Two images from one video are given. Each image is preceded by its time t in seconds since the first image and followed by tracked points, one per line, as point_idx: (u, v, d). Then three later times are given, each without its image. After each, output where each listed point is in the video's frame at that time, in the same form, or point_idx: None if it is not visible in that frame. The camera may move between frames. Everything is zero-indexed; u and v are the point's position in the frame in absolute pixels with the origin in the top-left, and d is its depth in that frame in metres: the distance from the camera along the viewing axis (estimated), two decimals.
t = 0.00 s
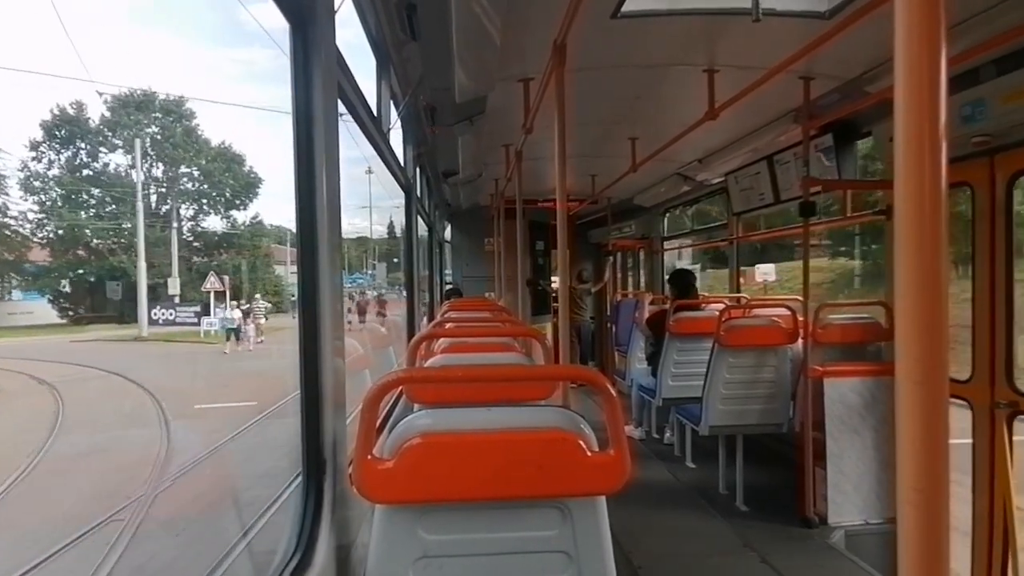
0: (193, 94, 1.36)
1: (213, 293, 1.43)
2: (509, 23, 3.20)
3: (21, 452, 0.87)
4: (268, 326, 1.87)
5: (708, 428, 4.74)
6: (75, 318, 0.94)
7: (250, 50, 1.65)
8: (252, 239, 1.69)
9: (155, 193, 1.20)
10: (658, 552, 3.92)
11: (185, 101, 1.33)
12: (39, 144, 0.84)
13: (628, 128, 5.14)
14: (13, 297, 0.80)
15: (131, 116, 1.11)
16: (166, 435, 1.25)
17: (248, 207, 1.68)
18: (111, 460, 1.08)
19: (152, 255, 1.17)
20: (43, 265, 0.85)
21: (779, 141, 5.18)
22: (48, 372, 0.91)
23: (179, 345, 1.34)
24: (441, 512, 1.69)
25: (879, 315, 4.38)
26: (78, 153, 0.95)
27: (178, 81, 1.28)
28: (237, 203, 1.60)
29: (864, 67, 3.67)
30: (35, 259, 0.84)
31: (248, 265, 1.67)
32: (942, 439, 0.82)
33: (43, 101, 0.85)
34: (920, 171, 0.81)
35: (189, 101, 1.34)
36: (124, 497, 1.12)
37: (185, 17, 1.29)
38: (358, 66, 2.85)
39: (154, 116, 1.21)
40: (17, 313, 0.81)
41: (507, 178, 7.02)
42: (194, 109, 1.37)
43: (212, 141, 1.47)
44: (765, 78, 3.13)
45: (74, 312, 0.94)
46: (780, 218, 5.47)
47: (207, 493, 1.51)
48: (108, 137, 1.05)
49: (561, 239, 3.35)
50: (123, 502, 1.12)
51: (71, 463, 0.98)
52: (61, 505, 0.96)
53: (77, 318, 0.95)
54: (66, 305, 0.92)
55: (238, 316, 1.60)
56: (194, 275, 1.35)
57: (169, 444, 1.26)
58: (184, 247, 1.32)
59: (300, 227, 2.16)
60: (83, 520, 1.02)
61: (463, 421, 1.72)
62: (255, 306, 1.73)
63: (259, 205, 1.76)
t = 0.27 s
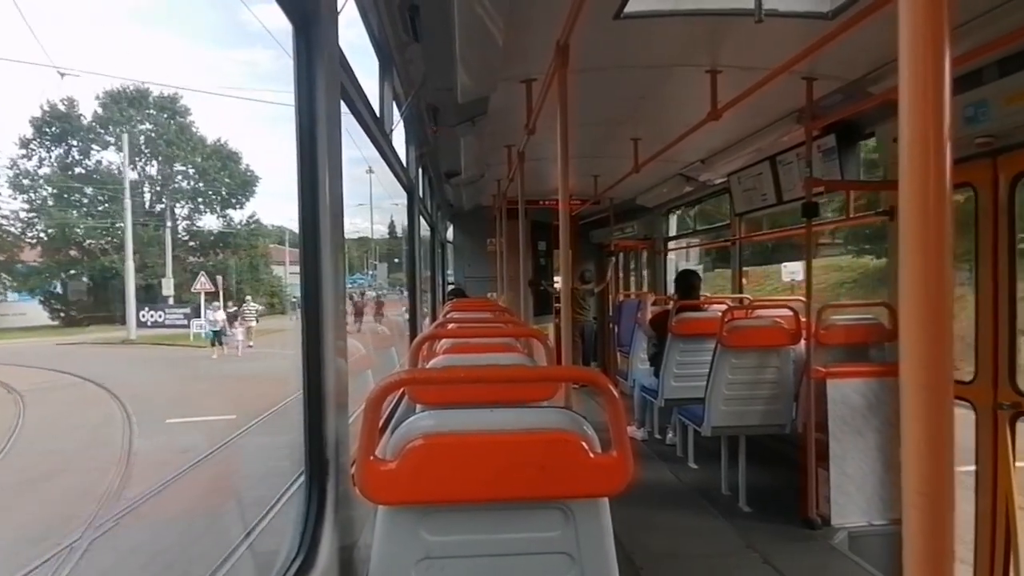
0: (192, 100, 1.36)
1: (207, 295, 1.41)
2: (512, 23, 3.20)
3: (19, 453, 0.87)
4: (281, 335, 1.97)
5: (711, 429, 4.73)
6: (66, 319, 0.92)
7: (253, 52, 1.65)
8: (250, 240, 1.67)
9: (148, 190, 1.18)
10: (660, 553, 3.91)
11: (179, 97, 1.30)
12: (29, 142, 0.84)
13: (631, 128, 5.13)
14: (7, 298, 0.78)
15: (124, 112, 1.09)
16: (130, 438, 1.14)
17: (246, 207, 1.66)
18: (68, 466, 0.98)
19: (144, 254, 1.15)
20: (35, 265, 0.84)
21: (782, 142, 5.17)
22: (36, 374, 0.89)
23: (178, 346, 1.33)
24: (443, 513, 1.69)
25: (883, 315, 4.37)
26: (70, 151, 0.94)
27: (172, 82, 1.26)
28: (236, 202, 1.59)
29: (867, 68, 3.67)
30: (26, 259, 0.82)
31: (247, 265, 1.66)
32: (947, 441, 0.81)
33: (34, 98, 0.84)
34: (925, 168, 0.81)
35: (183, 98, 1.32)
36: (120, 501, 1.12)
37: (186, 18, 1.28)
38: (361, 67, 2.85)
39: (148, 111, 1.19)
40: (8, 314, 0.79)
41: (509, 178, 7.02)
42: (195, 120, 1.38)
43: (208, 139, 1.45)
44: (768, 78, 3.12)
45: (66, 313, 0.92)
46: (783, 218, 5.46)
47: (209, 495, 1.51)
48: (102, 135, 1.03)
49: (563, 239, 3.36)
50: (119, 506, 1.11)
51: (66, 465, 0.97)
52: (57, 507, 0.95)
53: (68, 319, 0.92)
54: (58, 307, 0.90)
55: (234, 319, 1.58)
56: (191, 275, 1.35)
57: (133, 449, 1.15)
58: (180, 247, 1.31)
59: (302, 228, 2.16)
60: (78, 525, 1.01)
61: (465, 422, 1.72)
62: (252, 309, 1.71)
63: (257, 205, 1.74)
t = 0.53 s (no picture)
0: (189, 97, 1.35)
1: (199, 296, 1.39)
2: (513, 24, 3.20)
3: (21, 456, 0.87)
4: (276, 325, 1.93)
5: (712, 428, 4.73)
6: (59, 321, 0.91)
7: (253, 53, 1.65)
8: (245, 239, 1.64)
9: (138, 188, 1.17)
10: (663, 553, 3.91)
11: (173, 93, 1.29)
12: (19, 139, 0.82)
13: (632, 128, 5.13)
14: None
15: (117, 108, 1.07)
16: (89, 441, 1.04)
17: (241, 205, 1.64)
18: (40, 472, 0.91)
19: (138, 254, 1.14)
20: (25, 265, 0.83)
21: (783, 141, 5.16)
22: (40, 378, 0.90)
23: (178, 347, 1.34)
24: (443, 513, 1.69)
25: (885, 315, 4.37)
26: (62, 148, 0.92)
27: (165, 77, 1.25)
28: (234, 201, 1.59)
29: (869, 67, 3.66)
30: (17, 260, 0.81)
31: (245, 265, 1.66)
32: (944, 442, 0.81)
33: (24, 94, 0.83)
34: (921, 167, 0.81)
35: (178, 94, 1.30)
36: (120, 503, 1.12)
37: (187, 19, 1.28)
38: (361, 68, 2.86)
39: (140, 108, 1.17)
40: None
41: (511, 179, 7.01)
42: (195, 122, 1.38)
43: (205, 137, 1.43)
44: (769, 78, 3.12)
45: (58, 314, 0.91)
46: (784, 218, 5.45)
47: (209, 495, 1.51)
48: (95, 132, 1.01)
49: (563, 239, 3.31)
50: (120, 508, 1.12)
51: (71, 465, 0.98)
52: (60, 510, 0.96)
53: (62, 320, 0.91)
54: (48, 308, 0.89)
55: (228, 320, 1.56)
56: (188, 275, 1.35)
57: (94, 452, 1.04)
58: (173, 246, 1.30)
59: (302, 230, 2.16)
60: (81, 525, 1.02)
61: (465, 423, 1.72)
62: (248, 309, 1.70)
63: (253, 204, 1.71)
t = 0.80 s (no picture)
0: (188, 99, 1.33)
1: (191, 300, 1.31)
2: (514, 22, 3.19)
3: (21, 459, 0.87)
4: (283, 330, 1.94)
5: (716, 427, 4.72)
6: (50, 322, 0.88)
7: (255, 51, 1.65)
8: (241, 237, 1.58)
9: (132, 185, 1.13)
10: (666, 552, 3.90)
11: (166, 87, 1.24)
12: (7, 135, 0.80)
13: (634, 126, 5.13)
14: None
15: (109, 103, 1.04)
16: (43, 444, 0.90)
17: (237, 203, 1.57)
18: None
19: (126, 252, 1.10)
20: (12, 265, 0.80)
21: (785, 139, 5.15)
22: (39, 380, 0.89)
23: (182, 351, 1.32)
24: (446, 512, 1.68)
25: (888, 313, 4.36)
26: (54, 145, 0.89)
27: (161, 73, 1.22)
28: (238, 200, 1.58)
29: (872, 64, 3.65)
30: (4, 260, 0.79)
31: (246, 265, 1.65)
32: (950, 438, 0.81)
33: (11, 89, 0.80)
34: (927, 162, 0.80)
35: (172, 89, 1.27)
36: (120, 504, 1.12)
37: (188, 19, 1.28)
38: (363, 67, 2.86)
39: (133, 103, 1.13)
40: None
41: (513, 178, 7.01)
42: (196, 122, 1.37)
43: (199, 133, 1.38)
44: (771, 75, 3.11)
45: (49, 315, 0.88)
46: (787, 216, 5.44)
47: (212, 494, 1.51)
48: (86, 127, 0.98)
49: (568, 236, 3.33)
50: (121, 508, 1.12)
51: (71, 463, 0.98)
52: (62, 511, 0.95)
53: (52, 322, 0.88)
54: (39, 310, 0.87)
55: (223, 324, 1.49)
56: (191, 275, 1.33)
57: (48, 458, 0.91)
58: (168, 245, 1.25)
59: (304, 229, 2.16)
60: (81, 527, 1.01)
61: (468, 421, 1.71)
62: (250, 313, 1.66)
63: (250, 201, 1.66)
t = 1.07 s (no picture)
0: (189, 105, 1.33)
1: (179, 297, 1.27)
2: (517, 23, 3.20)
3: (22, 460, 0.87)
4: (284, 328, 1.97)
5: (719, 427, 4.73)
6: (42, 324, 0.85)
7: (257, 54, 1.65)
8: (232, 236, 1.54)
9: (129, 184, 1.10)
10: (669, 552, 3.90)
11: (161, 83, 1.22)
12: None
13: (637, 126, 5.13)
14: None
15: (102, 99, 1.02)
16: None
17: (232, 202, 1.55)
18: None
19: (125, 252, 1.06)
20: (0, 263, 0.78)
21: (788, 139, 5.14)
22: (41, 383, 0.88)
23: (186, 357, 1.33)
24: (449, 512, 1.69)
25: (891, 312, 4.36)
26: (45, 142, 0.87)
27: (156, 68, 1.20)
28: (238, 199, 1.58)
29: (874, 63, 3.65)
30: None
31: (246, 267, 1.65)
32: (953, 438, 0.81)
33: None
34: (929, 162, 0.81)
35: (166, 84, 1.24)
36: (123, 505, 1.12)
37: (188, 21, 1.29)
38: (366, 68, 2.87)
39: (127, 99, 1.11)
40: None
41: (515, 177, 7.01)
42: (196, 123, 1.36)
43: (193, 128, 1.35)
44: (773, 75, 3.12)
45: (42, 316, 0.85)
46: (790, 215, 5.44)
47: (217, 494, 1.52)
48: (81, 123, 0.96)
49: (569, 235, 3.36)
50: (124, 509, 1.12)
51: (73, 462, 0.98)
52: (64, 512, 0.96)
53: (45, 323, 0.85)
54: (31, 310, 0.84)
55: (214, 324, 1.45)
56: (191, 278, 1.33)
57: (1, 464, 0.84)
58: (163, 244, 1.22)
59: (308, 230, 2.17)
60: (82, 528, 1.02)
61: (472, 421, 1.72)
62: (245, 316, 1.65)
63: (247, 198, 1.64)
